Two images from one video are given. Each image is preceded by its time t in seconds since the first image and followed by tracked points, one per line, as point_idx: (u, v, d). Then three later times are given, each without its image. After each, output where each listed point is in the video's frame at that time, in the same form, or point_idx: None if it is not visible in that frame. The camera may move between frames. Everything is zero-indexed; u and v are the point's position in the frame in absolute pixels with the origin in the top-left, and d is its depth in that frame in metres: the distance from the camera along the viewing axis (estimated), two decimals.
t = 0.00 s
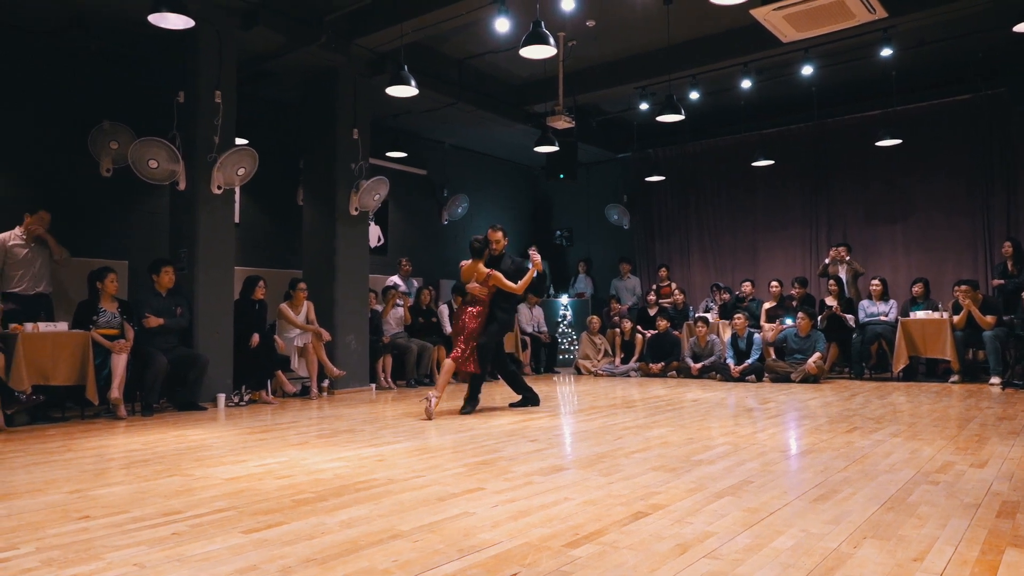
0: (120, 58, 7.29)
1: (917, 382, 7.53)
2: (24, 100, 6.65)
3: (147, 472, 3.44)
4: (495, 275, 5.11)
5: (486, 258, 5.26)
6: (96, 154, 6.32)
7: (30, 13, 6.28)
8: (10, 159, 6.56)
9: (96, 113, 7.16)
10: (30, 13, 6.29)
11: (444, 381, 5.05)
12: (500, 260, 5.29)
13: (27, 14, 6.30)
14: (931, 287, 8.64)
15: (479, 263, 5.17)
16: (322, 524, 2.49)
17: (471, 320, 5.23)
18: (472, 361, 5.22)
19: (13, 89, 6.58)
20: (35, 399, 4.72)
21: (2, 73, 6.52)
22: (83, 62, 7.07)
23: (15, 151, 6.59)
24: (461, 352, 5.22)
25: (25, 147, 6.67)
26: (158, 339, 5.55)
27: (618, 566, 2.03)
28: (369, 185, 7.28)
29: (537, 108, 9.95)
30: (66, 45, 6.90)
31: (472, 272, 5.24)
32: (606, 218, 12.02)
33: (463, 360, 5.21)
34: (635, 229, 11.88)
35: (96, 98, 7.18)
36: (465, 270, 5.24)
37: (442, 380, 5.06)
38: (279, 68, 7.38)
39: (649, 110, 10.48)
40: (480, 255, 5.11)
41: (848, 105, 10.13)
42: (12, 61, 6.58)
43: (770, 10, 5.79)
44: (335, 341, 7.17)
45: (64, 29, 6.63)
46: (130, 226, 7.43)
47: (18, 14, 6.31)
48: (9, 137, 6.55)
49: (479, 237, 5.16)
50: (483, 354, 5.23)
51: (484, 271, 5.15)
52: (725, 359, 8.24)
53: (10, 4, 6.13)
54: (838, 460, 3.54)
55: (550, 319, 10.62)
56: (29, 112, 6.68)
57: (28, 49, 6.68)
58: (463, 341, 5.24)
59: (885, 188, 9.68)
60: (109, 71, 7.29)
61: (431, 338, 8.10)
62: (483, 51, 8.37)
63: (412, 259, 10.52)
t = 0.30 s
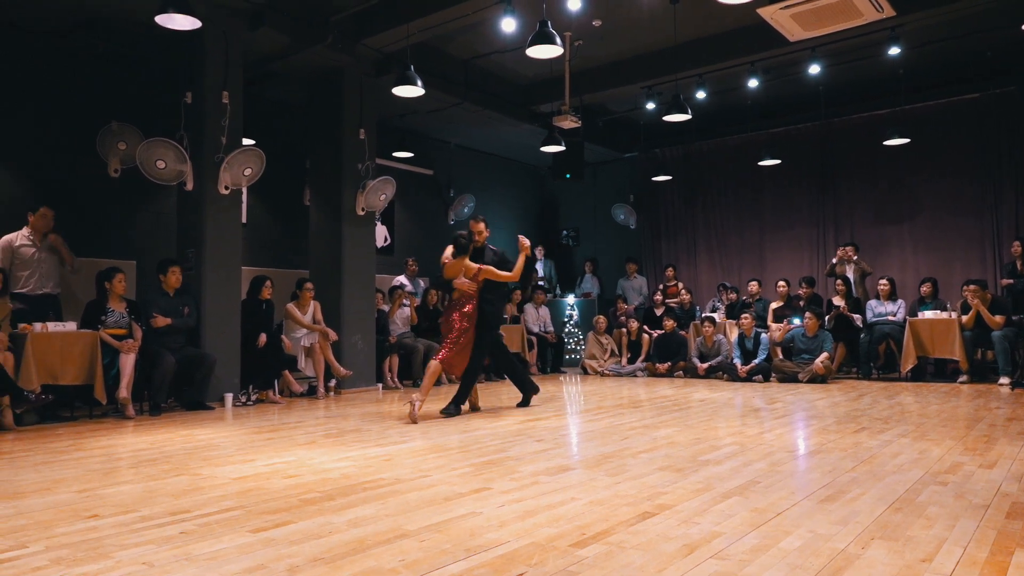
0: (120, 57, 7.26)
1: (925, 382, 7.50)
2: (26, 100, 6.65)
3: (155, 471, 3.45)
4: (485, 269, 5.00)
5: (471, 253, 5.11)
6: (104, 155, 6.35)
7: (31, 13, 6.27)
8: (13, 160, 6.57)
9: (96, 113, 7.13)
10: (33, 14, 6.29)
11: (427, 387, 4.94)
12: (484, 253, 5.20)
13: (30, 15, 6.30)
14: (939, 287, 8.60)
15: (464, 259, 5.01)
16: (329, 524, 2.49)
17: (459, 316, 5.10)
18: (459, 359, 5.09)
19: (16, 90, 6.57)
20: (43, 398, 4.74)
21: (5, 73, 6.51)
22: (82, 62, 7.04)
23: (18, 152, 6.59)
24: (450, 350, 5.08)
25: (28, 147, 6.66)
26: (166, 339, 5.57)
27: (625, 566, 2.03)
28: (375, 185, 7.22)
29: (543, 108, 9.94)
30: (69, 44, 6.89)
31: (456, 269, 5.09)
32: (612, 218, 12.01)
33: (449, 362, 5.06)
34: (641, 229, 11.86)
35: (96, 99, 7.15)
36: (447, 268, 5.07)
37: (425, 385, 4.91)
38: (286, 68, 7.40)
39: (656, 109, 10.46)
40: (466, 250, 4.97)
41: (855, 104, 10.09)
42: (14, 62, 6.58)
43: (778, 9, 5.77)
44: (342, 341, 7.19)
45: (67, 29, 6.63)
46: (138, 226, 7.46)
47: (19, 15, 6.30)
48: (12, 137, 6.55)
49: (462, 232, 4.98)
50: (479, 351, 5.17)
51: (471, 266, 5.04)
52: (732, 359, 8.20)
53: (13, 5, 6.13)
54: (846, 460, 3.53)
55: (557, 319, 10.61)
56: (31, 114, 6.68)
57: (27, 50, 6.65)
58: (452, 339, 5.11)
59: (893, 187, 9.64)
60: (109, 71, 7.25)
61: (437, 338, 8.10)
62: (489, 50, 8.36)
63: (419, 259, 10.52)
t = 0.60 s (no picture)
0: (120, 57, 7.26)
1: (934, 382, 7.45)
2: (31, 101, 6.66)
3: (164, 471, 3.46)
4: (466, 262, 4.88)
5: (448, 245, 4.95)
6: (113, 155, 6.38)
7: (31, 13, 6.27)
8: (19, 160, 6.58)
9: (102, 113, 7.15)
10: (38, 14, 6.31)
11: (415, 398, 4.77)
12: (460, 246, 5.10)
13: (36, 15, 6.32)
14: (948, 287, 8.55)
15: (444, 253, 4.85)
16: (336, 523, 2.49)
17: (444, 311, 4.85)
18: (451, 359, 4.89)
19: (21, 90, 6.59)
20: (53, 398, 4.73)
21: (11, 74, 6.54)
22: (83, 62, 7.03)
23: (24, 152, 6.61)
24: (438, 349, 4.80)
25: (34, 148, 6.69)
26: (175, 339, 5.59)
27: (633, 566, 2.03)
28: (382, 185, 7.27)
29: (549, 108, 9.95)
30: (74, 44, 6.91)
31: (434, 261, 4.90)
32: (619, 218, 12.00)
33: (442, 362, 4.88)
34: (648, 229, 11.85)
35: (95, 99, 7.12)
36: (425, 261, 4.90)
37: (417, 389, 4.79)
38: (293, 69, 7.42)
39: (663, 109, 10.44)
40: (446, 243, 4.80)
41: (863, 103, 10.05)
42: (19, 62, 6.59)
43: (785, 8, 5.75)
44: (349, 341, 7.20)
45: (72, 29, 6.64)
46: (146, 227, 7.49)
47: (27, 16, 6.32)
48: (17, 138, 6.57)
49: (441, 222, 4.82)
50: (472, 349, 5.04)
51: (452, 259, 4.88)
52: (740, 359, 8.20)
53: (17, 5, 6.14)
54: (855, 461, 3.52)
55: (563, 319, 10.60)
56: (36, 115, 6.70)
57: (27, 50, 6.64)
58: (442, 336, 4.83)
59: (902, 186, 9.60)
60: (108, 71, 7.23)
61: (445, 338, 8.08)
62: (496, 50, 8.37)
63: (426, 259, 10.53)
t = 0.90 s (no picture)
0: (132, 59, 7.31)
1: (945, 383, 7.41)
2: (37, 102, 6.68)
3: (173, 470, 3.48)
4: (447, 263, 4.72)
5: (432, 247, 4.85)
6: (123, 157, 6.42)
7: (32, 12, 6.26)
8: (26, 161, 6.62)
9: (113, 114, 7.21)
10: (50, 16, 6.36)
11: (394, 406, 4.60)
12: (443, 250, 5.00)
13: (45, 17, 6.35)
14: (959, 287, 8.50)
15: (428, 253, 4.76)
16: (345, 523, 2.50)
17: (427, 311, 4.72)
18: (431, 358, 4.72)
19: (27, 91, 6.61)
20: (64, 397, 4.71)
21: (15, 75, 6.55)
22: (87, 63, 7.03)
23: (32, 153, 6.64)
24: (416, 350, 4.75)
25: (45, 149, 6.73)
26: (184, 339, 5.62)
27: (642, 567, 2.03)
28: (389, 186, 7.22)
29: (557, 108, 9.94)
30: (81, 45, 6.93)
31: (418, 264, 4.80)
32: (627, 218, 11.98)
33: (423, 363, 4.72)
34: (656, 229, 11.82)
35: (96, 99, 7.09)
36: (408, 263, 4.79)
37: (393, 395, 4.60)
38: (301, 70, 7.45)
39: (672, 109, 10.42)
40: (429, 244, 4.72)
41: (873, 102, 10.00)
42: (25, 63, 6.62)
43: (794, 7, 5.74)
44: (357, 341, 7.22)
45: (78, 29, 6.66)
46: (156, 227, 7.53)
47: (38, 18, 6.38)
48: (25, 139, 6.60)
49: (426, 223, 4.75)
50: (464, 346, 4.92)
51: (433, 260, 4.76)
52: (748, 360, 8.18)
53: (23, 6, 6.16)
54: (865, 462, 3.50)
55: (571, 319, 10.60)
56: (43, 115, 6.73)
57: (28, 50, 6.64)
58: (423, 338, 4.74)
59: (911, 186, 9.54)
60: (109, 71, 7.21)
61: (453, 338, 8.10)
62: (504, 51, 8.37)
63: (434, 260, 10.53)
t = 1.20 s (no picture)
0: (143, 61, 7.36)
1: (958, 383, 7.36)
2: (48, 104, 6.72)
3: (186, 469, 3.50)
4: (420, 264, 4.39)
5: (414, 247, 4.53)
6: (135, 158, 6.46)
7: (33, 13, 6.27)
8: (37, 162, 6.66)
9: (125, 115, 7.26)
10: (63, 18, 6.41)
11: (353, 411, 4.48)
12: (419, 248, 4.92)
13: (59, 19, 6.41)
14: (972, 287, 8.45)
15: (406, 252, 4.46)
16: (356, 523, 2.51)
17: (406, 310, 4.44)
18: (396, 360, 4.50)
19: (37, 92, 6.65)
20: (77, 397, 4.76)
21: (24, 77, 6.59)
22: (98, 64, 7.08)
23: (43, 154, 6.69)
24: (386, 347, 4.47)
25: (58, 150, 6.79)
26: (195, 339, 5.65)
27: (653, 567, 2.02)
28: (399, 187, 7.25)
29: (566, 108, 9.94)
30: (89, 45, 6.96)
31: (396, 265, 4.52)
32: (637, 218, 11.96)
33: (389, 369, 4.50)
34: (666, 229, 11.80)
35: (101, 99, 7.10)
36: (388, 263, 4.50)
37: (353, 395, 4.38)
38: (311, 71, 7.48)
39: (682, 108, 10.39)
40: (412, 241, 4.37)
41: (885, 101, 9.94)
42: (34, 64, 6.66)
43: (805, 6, 5.71)
44: (367, 341, 7.24)
45: (87, 31, 6.70)
46: (167, 228, 7.57)
47: (52, 20, 6.44)
48: (35, 140, 6.64)
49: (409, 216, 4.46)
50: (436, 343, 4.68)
51: (407, 261, 4.43)
52: (759, 360, 8.15)
53: (32, 7, 6.20)
54: (877, 463, 3.47)
55: (581, 319, 10.60)
56: (54, 117, 6.77)
57: (46, 53, 6.73)
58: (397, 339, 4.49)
59: (924, 184, 9.48)
60: (116, 72, 7.23)
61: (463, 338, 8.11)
62: (513, 51, 8.36)
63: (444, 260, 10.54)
